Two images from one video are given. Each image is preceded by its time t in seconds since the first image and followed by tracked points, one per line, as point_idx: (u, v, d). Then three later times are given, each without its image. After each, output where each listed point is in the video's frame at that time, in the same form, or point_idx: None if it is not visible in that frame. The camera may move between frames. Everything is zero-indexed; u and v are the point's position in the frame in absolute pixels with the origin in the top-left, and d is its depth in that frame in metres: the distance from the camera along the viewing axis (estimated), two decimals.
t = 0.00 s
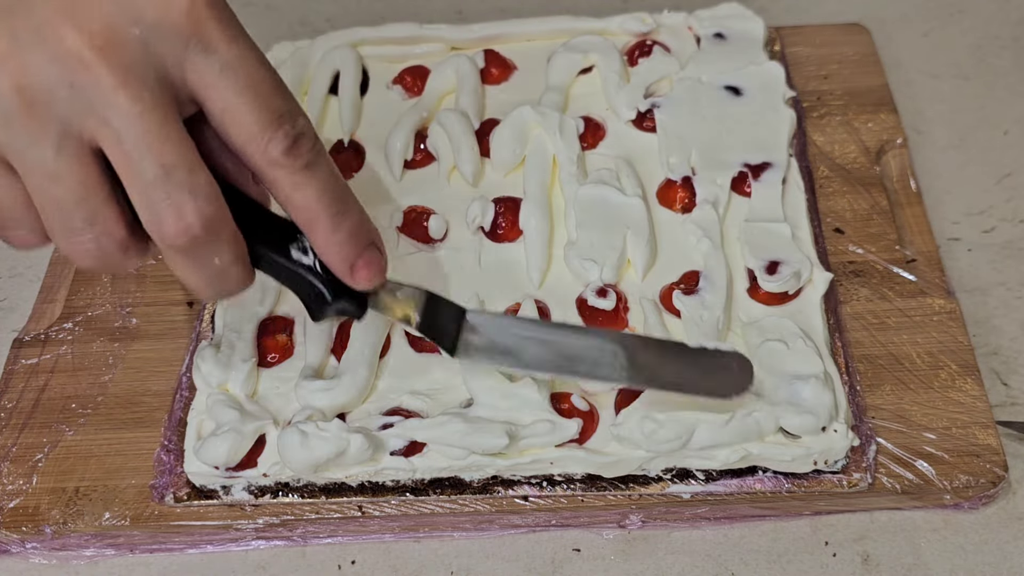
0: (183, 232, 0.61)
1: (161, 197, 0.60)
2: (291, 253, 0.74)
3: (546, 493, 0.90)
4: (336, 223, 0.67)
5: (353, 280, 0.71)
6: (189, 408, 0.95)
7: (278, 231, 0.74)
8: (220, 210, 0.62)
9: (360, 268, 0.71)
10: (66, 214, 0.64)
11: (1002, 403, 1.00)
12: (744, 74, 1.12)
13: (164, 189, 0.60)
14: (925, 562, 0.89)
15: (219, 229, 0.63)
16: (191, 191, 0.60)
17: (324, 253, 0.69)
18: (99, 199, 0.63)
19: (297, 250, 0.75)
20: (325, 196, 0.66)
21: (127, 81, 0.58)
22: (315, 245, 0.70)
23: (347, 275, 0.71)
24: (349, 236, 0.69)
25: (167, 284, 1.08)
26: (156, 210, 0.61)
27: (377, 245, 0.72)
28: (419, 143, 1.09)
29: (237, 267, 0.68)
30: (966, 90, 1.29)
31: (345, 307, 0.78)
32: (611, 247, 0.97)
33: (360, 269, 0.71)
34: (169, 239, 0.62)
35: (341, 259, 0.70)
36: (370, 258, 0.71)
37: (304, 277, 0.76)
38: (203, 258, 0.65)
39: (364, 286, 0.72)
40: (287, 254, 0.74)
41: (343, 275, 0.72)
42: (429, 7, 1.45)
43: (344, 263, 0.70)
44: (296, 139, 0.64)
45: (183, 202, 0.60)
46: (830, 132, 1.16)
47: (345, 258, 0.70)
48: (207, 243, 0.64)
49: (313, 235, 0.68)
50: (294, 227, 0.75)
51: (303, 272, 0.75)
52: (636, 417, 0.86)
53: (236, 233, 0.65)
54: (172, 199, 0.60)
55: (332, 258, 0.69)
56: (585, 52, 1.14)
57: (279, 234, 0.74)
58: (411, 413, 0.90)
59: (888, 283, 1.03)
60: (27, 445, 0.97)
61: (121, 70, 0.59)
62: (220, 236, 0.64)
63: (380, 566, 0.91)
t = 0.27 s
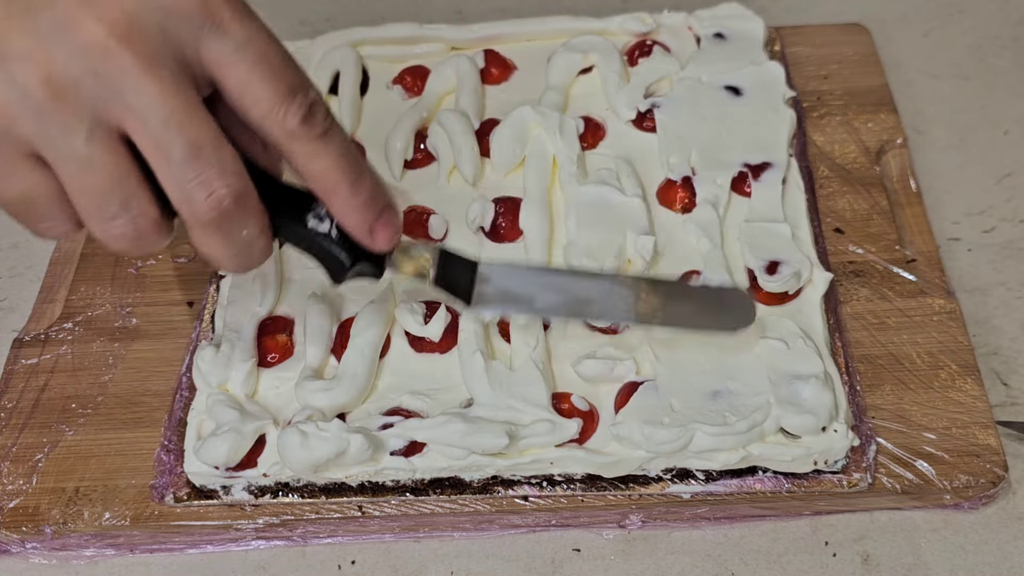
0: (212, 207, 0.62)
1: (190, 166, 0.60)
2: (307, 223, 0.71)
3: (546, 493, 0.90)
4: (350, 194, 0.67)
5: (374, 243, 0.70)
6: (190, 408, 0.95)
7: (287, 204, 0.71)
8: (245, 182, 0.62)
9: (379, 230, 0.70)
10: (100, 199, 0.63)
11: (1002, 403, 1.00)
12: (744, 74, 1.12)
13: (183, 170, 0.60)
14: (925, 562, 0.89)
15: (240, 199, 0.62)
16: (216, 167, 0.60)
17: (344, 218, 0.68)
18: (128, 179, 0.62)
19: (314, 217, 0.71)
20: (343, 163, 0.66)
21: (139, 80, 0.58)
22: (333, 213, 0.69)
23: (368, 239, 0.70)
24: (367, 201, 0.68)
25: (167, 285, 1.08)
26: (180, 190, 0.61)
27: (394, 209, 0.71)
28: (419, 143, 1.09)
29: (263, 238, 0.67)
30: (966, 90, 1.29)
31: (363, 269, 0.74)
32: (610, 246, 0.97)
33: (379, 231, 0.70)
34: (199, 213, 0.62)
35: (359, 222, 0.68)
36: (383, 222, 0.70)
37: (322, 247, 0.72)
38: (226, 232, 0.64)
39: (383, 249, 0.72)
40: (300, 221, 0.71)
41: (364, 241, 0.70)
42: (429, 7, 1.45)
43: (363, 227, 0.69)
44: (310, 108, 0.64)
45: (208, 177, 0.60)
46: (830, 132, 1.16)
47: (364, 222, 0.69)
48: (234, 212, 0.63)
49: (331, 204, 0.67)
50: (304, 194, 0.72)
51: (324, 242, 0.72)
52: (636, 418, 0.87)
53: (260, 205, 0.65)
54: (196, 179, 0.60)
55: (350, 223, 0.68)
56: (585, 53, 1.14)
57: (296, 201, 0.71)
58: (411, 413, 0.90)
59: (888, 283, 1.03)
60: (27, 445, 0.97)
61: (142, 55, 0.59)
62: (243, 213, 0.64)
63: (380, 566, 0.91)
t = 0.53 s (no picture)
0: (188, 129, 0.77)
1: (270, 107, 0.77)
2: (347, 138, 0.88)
3: (546, 493, 0.90)
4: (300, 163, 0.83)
5: (395, 149, 0.89)
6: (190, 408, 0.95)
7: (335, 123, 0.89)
8: (289, 76, 0.77)
9: (399, 138, 0.89)
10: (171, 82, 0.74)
11: (1002, 403, 1.00)
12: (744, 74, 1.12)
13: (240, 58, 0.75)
14: (925, 562, 0.89)
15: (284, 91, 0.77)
16: (270, 43, 0.76)
17: (367, 132, 0.87)
18: (193, 79, 0.75)
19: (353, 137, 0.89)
20: (298, 133, 0.81)
21: (226, 56, 0.75)
22: (358, 130, 0.88)
23: (392, 146, 0.89)
24: (383, 124, 0.87)
25: (167, 284, 1.08)
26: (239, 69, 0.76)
27: (405, 126, 0.91)
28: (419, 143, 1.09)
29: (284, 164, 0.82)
30: (966, 90, 1.29)
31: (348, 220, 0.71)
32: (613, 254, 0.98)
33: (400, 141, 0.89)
34: (258, 90, 0.76)
35: (378, 133, 0.88)
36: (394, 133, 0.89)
37: (355, 160, 0.88)
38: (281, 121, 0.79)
39: (406, 157, 0.90)
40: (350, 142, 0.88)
41: (388, 149, 0.89)
42: (429, 7, 1.45)
43: (387, 137, 0.88)
44: (330, 32, 0.85)
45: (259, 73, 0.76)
46: (830, 132, 1.16)
47: (385, 132, 0.88)
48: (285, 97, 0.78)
49: (359, 119, 0.87)
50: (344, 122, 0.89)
51: (354, 151, 0.88)
52: (636, 418, 0.86)
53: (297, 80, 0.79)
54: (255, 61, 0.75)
55: (371, 135, 0.88)
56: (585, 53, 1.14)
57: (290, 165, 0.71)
58: (411, 413, 0.90)
59: (888, 283, 1.03)
60: (27, 445, 0.97)
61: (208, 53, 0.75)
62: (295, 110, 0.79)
63: (380, 566, 0.91)
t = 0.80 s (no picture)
0: (245, 81, 0.76)
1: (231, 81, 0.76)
2: (308, 103, 0.87)
3: (546, 493, 0.90)
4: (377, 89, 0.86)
5: (368, 120, 0.86)
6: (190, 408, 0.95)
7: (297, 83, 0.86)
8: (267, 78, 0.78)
9: (372, 110, 0.86)
10: (143, 87, 0.79)
11: (1002, 403, 1.00)
12: (744, 74, 1.12)
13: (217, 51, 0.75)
14: (925, 562, 0.89)
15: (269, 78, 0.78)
16: (247, 48, 0.75)
17: (345, 99, 0.84)
18: (169, 79, 0.80)
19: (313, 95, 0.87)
20: (340, 51, 0.82)
21: (203, 49, 0.74)
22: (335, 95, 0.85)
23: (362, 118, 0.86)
24: (338, 41, 0.82)
25: (167, 285, 1.08)
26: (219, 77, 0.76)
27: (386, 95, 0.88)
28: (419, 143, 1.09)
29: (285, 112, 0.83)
30: (966, 90, 1.29)
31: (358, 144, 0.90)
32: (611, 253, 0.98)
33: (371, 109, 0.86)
34: (234, 94, 0.77)
35: (357, 102, 0.85)
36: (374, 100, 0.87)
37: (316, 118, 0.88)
38: (257, 111, 0.80)
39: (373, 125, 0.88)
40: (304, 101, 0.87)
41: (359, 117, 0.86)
42: (429, 7, 1.45)
43: (359, 106, 0.85)
44: (313, 4, 0.79)
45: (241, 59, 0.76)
46: (830, 132, 1.16)
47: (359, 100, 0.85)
48: (260, 94, 0.79)
49: (334, 85, 0.84)
50: (304, 79, 0.87)
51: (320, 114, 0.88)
52: (636, 418, 0.87)
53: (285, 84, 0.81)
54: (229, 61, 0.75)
55: (349, 101, 0.84)
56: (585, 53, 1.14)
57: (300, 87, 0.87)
58: (411, 413, 0.90)
59: (888, 283, 1.03)
60: (27, 445, 0.97)
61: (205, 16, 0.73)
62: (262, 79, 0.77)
63: (380, 566, 0.91)
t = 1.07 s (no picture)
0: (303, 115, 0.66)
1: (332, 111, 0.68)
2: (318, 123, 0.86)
3: (546, 493, 0.90)
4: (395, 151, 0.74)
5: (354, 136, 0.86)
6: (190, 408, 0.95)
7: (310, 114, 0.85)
8: (384, 87, 0.65)
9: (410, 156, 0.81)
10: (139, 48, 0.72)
11: (1002, 403, 1.00)
12: (744, 74, 1.12)
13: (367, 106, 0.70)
14: (925, 562, 0.89)
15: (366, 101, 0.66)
16: (271, 72, 0.64)
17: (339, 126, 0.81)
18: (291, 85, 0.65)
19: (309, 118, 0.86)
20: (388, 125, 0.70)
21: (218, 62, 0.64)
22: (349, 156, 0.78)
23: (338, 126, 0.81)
24: (456, 96, 0.74)
25: (167, 284, 1.08)
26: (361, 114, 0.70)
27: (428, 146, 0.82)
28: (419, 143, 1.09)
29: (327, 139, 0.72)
30: (966, 90, 1.29)
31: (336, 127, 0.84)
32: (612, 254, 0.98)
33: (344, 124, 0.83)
34: (366, 90, 0.65)
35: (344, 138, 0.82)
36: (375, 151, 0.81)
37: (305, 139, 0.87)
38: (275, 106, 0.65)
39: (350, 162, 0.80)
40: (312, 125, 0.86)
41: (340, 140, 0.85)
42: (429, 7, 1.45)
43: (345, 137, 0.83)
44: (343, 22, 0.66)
45: (378, 56, 0.64)
46: (830, 132, 1.16)
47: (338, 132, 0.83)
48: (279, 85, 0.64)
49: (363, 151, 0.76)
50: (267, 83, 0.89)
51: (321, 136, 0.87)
52: (636, 418, 0.87)
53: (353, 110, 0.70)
54: (359, 58, 0.63)
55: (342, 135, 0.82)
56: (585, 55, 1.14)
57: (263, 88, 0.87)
58: (411, 413, 0.90)
59: (888, 283, 1.03)
60: (27, 445, 0.97)
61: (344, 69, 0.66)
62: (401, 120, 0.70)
63: (380, 566, 0.91)
